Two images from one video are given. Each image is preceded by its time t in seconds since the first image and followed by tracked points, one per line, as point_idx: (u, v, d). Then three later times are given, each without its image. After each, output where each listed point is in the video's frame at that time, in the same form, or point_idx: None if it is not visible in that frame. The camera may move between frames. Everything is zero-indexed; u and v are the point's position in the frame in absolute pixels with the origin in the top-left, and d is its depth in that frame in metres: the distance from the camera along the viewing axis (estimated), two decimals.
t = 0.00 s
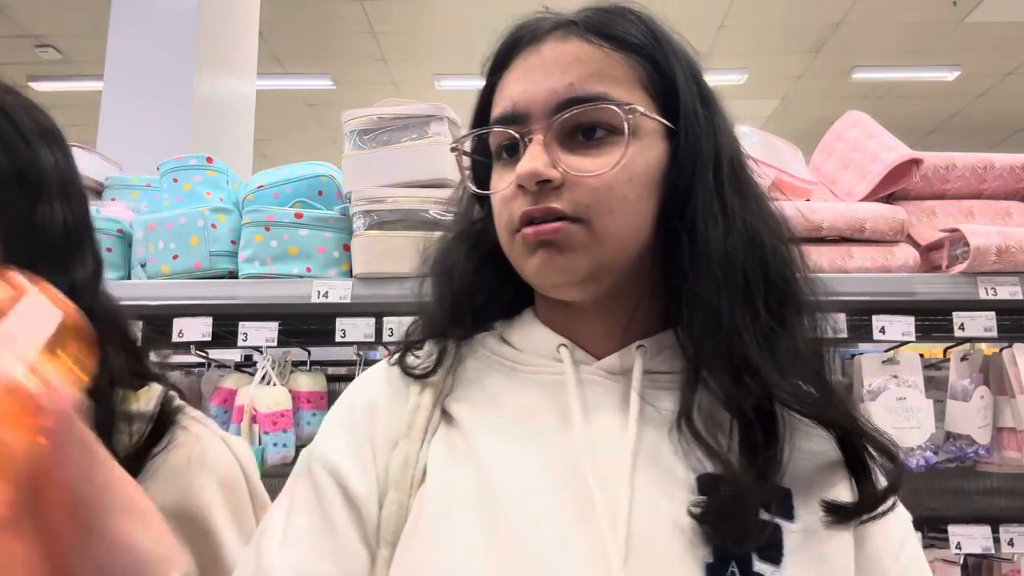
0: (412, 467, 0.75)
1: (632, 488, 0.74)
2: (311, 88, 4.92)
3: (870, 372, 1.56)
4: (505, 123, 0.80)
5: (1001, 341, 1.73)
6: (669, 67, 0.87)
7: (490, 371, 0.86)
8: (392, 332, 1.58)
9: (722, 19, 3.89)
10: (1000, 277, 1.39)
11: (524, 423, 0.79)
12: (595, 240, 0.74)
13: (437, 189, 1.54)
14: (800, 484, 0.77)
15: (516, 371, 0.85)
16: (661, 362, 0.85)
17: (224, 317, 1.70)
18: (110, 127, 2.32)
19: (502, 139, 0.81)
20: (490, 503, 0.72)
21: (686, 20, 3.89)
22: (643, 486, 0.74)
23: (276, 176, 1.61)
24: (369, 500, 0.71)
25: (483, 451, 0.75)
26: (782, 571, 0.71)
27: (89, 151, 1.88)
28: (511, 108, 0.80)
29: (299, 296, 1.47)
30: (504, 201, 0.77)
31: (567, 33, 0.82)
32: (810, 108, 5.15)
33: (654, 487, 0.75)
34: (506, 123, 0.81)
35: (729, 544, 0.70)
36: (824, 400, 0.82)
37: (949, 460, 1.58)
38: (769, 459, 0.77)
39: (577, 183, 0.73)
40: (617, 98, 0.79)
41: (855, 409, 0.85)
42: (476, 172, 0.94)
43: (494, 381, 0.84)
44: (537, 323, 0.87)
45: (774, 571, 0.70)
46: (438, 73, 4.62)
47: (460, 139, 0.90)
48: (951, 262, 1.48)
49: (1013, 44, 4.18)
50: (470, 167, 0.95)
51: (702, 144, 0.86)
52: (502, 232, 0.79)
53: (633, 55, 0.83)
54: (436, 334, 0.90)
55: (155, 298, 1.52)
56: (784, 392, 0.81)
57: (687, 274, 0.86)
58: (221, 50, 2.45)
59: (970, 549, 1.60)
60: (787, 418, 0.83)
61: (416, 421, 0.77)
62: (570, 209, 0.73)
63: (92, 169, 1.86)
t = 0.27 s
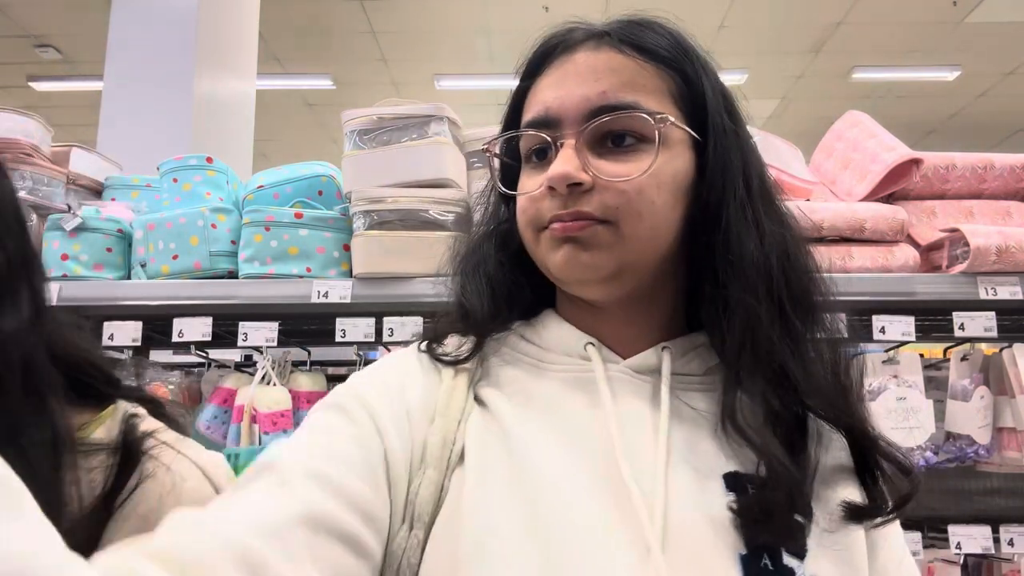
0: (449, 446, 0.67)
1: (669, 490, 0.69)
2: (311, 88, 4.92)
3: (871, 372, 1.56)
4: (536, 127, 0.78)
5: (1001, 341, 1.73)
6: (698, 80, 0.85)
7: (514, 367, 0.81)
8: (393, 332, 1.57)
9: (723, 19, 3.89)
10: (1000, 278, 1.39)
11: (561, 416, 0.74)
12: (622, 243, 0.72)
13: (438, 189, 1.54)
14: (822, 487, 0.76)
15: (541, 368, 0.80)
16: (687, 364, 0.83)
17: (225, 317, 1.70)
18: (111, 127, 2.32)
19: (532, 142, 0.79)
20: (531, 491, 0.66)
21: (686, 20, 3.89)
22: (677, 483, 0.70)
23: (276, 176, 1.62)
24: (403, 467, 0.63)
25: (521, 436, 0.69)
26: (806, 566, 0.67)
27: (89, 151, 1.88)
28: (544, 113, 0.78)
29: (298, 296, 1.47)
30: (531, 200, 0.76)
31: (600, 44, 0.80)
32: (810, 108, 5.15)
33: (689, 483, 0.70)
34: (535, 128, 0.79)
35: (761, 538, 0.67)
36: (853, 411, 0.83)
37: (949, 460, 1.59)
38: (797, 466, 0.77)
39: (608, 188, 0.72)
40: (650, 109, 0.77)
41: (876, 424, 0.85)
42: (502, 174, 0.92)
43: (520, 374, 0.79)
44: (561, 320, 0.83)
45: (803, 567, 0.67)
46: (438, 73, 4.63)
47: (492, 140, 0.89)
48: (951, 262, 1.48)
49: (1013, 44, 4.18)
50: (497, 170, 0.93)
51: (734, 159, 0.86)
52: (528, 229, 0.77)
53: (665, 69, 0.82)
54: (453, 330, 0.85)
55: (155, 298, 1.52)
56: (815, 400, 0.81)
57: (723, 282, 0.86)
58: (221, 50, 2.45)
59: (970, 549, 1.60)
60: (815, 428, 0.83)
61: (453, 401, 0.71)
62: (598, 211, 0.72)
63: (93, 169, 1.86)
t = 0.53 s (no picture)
0: (467, 436, 0.62)
1: (691, 490, 0.67)
2: (311, 88, 4.92)
3: (871, 372, 1.56)
4: (547, 124, 0.78)
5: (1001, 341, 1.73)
6: (706, 80, 0.85)
7: (526, 360, 0.78)
8: (392, 332, 1.57)
9: (723, 19, 3.89)
10: (1000, 278, 1.39)
11: (578, 408, 0.71)
12: (633, 240, 0.72)
13: (438, 189, 1.54)
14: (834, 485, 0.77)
15: (555, 363, 0.77)
16: (698, 360, 0.83)
17: (225, 317, 1.70)
18: (111, 128, 2.32)
19: (541, 139, 0.79)
20: (553, 482, 0.62)
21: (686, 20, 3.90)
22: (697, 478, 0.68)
23: (276, 177, 1.62)
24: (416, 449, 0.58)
25: (542, 427, 0.66)
26: (821, 560, 0.67)
27: (89, 151, 1.88)
28: (554, 110, 0.78)
29: (298, 296, 1.47)
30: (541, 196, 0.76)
31: (610, 41, 0.80)
32: (810, 109, 5.16)
33: (708, 479, 0.69)
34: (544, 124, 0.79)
35: (781, 532, 0.66)
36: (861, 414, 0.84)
37: (949, 460, 1.59)
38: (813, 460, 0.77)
39: (618, 184, 0.71)
40: (660, 106, 0.77)
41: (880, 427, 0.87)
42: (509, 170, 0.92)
43: (532, 368, 0.76)
44: (573, 317, 0.80)
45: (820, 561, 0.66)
46: (438, 73, 4.63)
47: (500, 136, 0.90)
48: (951, 262, 1.48)
49: (1013, 44, 4.18)
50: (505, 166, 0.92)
51: (744, 159, 0.86)
52: (536, 226, 0.77)
53: (674, 67, 0.82)
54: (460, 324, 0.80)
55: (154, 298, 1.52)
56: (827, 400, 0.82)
57: (739, 281, 0.86)
58: (221, 51, 2.45)
59: (970, 549, 1.60)
60: (825, 427, 0.84)
61: (472, 390, 0.66)
62: (609, 207, 0.71)
63: (93, 169, 1.86)
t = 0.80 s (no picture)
0: (468, 432, 0.62)
1: (699, 489, 0.66)
2: (311, 88, 4.92)
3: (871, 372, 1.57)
4: (554, 114, 0.78)
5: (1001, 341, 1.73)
6: (718, 69, 0.85)
7: (532, 354, 0.78)
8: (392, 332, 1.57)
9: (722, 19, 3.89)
10: (1000, 277, 1.39)
11: (585, 404, 0.71)
12: (641, 233, 0.72)
13: (438, 189, 1.54)
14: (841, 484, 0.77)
15: (560, 357, 0.77)
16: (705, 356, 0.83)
17: (225, 317, 1.70)
18: (111, 128, 2.33)
19: (548, 129, 0.79)
20: (561, 481, 0.62)
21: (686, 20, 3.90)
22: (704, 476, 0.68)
23: (276, 177, 1.62)
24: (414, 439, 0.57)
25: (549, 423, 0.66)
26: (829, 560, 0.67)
27: (89, 151, 1.88)
28: (561, 98, 0.78)
29: (298, 296, 1.47)
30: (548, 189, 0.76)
31: (618, 28, 0.79)
32: (810, 109, 5.16)
33: (716, 477, 0.69)
34: (552, 114, 0.78)
35: (789, 531, 0.66)
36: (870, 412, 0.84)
37: (949, 460, 1.58)
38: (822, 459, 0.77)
39: (626, 176, 0.71)
40: (670, 95, 0.77)
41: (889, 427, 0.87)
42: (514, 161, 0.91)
43: (538, 362, 0.76)
44: (579, 308, 0.81)
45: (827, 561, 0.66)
46: (438, 73, 4.63)
47: (505, 126, 0.90)
48: (951, 262, 1.48)
49: (1013, 44, 4.18)
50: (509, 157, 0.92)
51: (754, 149, 0.86)
52: (544, 217, 0.76)
53: (684, 56, 0.81)
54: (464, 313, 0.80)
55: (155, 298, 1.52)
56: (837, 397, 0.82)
57: (750, 275, 0.87)
58: (222, 51, 2.45)
59: (970, 549, 1.60)
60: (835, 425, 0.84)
61: (474, 386, 0.66)
62: (616, 199, 0.71)
63: (93, 169, 1.87)
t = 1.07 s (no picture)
0: (459, 435, 0.62)
1: (690, 493, 0.67)
2: (311, 88, 4.92)
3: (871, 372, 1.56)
4: (549, 111, 0.78)
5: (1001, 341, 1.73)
6: (717, 63, 0.85)
7: (526, 354, 0.78)
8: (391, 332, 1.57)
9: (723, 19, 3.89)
10: (1000, 277, 1.39)
11: (577, 406, 0.71)
12: (634, 234, 0.72)
13: (437, 189, 1.54)
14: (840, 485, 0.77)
15: (556, 357, 0.77)
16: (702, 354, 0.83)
17: (225, 317, 1.70)
18: (111, 128, 2.32)
19: (543, 127, 0.79)
20: (552, 484, 0.62)
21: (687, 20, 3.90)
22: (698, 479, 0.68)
23: (276, 177, 1.62)
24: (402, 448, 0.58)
25: (541, 425, 0.66)
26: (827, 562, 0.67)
27: (89, 151, 1.88)
28: (555, 96, 0.78)
29: (299, 296, 1.47)
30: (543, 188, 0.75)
31: (615, 22, 0.79)
32: (810, 108, 5.16)
33: (710, 479, 0.69)
34: (547, 112, 0.78)
35: (785, 533, 0.66)
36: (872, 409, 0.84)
37: (949, 460, 1.58)
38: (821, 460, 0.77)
39: (619, 176, 0.71)
40: (666, 92, 0.77)
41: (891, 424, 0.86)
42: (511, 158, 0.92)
43: (533, 363, 0.76)
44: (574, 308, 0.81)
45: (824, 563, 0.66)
46: (438, 73, 4.63)
47: (500, 123, 0.90)
48: (951, 262, 1.48)
49: (1013, 44, 4.18)
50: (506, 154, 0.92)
51: (753, 143, 0.86)
52: (539, 216, 0.76)
53: (681, 50, 0.81)
54: (458, 314, 0.80)
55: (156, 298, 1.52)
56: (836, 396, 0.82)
57: (749, 272, 0.87)
58: (222, 51, 2.45)
59: (970, 549, 1.60)
60: (835, 424, 0.84)
61: (466, 387, 0.66)
62: (610, 200, 0.71)
63: (93, 169, 1.87)
